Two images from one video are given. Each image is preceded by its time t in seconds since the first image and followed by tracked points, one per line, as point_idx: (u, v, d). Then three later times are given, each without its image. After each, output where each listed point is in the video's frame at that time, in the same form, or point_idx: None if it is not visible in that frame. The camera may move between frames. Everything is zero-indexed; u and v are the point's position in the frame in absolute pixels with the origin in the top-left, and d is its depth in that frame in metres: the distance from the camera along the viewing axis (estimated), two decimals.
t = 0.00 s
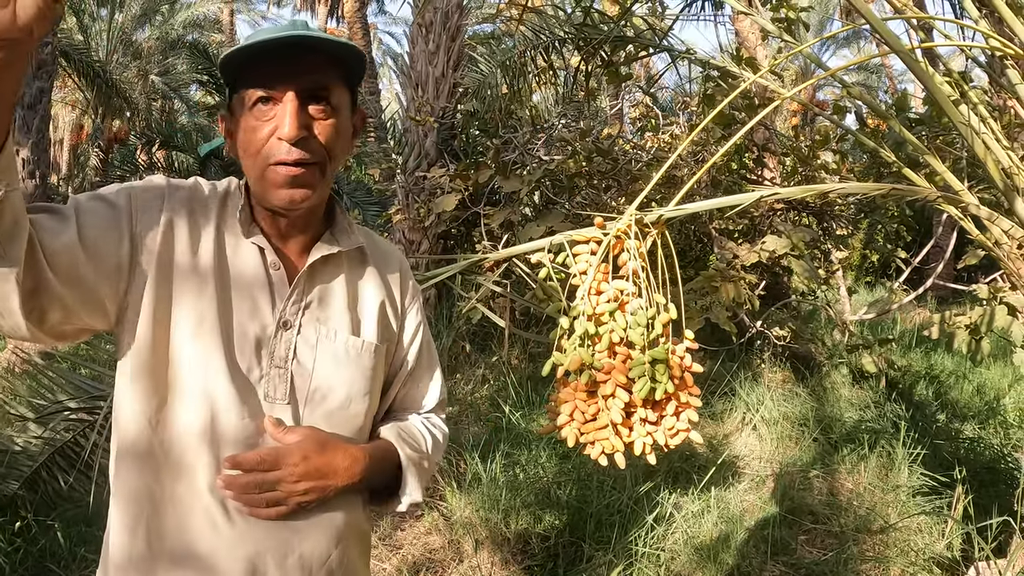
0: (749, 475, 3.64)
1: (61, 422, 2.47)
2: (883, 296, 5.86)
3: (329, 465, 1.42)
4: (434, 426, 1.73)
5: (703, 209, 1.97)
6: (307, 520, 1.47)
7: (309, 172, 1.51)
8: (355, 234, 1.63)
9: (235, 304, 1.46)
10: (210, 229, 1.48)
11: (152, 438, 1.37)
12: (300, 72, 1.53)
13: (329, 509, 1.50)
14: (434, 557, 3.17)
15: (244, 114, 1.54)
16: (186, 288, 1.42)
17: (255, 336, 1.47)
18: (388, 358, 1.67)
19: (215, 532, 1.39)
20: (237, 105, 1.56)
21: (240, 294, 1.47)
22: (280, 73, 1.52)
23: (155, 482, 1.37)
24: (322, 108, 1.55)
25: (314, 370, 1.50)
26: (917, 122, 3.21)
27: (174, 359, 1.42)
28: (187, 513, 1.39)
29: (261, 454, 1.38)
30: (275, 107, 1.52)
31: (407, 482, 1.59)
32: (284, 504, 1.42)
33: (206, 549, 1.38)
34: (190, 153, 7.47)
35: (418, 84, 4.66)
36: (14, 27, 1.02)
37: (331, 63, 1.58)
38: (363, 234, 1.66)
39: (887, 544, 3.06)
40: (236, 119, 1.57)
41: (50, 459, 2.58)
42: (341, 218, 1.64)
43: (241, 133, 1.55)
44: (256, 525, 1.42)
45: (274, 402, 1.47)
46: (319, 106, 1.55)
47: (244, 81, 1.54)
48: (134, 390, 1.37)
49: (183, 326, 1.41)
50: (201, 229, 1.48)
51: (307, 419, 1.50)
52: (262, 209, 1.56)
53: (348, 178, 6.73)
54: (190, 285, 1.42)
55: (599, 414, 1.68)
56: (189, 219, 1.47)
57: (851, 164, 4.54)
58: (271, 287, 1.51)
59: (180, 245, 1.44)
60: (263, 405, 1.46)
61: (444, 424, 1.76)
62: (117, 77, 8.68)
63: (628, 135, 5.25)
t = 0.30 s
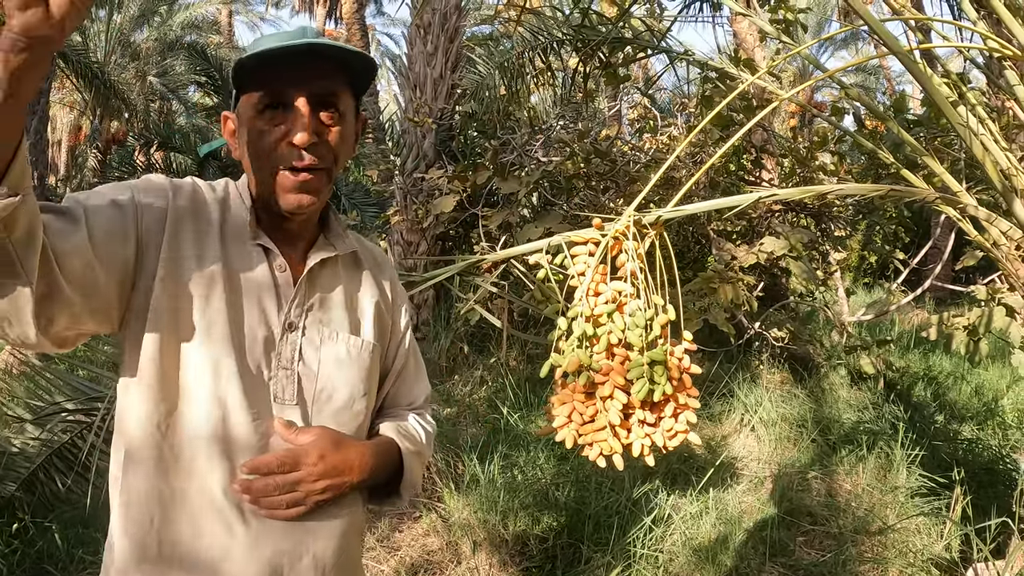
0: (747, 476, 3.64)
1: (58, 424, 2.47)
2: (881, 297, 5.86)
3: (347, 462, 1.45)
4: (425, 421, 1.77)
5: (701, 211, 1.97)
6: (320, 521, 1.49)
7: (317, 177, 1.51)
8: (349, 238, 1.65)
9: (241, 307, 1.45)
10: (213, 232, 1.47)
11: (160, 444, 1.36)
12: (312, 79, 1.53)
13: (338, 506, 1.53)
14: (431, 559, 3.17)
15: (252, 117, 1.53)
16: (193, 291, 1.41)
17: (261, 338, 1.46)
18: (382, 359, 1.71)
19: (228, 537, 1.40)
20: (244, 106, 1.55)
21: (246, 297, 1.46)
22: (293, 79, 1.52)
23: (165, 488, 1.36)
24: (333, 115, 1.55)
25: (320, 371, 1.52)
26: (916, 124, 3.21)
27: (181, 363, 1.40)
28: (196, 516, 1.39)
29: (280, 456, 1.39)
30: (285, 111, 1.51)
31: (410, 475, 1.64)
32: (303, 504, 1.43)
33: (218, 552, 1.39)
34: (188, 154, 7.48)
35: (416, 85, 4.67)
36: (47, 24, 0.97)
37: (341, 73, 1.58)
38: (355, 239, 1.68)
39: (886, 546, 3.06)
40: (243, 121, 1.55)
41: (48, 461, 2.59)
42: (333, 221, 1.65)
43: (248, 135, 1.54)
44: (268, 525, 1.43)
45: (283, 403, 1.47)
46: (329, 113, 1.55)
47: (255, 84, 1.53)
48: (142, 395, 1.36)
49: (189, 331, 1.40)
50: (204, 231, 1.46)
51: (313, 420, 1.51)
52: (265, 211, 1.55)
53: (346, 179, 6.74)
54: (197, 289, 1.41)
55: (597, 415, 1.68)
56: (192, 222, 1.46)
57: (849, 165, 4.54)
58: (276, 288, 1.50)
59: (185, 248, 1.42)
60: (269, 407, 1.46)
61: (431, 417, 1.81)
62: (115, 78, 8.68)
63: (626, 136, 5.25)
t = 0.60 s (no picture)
0: (744, 477, 3.64)
1: (55, 424, 2.43)
2: (879, 299, 5.87)
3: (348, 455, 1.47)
4: (414, 417, 1.80)
5: (696, 212, 1.96)
6: (322, 517, 1.49)
7: (310, 177, 1.51)
8: (342, 238, 1.65)
9: (244, 304, 1.44)
10: (215, 228, 1.46)
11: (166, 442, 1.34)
12: (309, 80, 1.52)
13: (338, 500, 1.53)
14: (428, 560, 3.17)
15: (248, 117, 1.52)
16: (198, 287, 1.39)
17: (264, 334, 1.45)
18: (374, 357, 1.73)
19: (232, 537, 1.38)
20: (241, 106, 1.54)
21: (249, 293, 1.45)
22: (289, 80, 1.51)
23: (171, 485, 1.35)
24: (328, 116, 1.54)
25: (318, 368, 1.52)
26: (913, 125, 3.22)
27: (187, 361, 1.39)
28: (201, 514, 1.38)
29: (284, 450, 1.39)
30: (281, 112, 1.50)
31: (405, 470, 1.66)
32: (307, 499, 1.43)
33: (223, 550, 1.38)
34: (186, 155, 7.48)
35: (413, 86, 4.67)
36: None
37: (338, 74, 1.57)
38: (348, 239, 1.69)
39: (883, 547, 3.06)
40: (239, 120, 1.55)
41: (45, 461, 2.55)
42: (325, 221, 1.65)
43: (244, 134, 1.53)
44: (269, 521, 1.43)
45: (282, 400, 1.46)
46: (325, 114, 1.54)
47: (250, 84, 1.52)
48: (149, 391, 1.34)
49: (194, 327, 1.39)
50: (205, 228, 1.45)
51: (313, 415, 1.51)
52: (260, 210, 1.55)
53: (344, 181, 6.74)
54: (202, 284, 1.40)
55: (593, 416, 1.67)
56: (195, 218, 1.44)
57: (846, 166, 4.55)
58: (275, 284, 1.50)
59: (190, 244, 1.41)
60: (269, 403, 1.45)
61: (421, 415, 1.83)
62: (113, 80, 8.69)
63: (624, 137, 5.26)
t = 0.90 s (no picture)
0: (742, 478, 3.63)
1: (53, 425, 2.45)
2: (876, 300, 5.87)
3: (347, 458, 1.47)
4: (413, 418, 1.80)
5: (694, 214, 1.96)
6: (321, 520, 1.49)
7: (306, 180, 1.50)
8: (340, 240, 1.66)
9: (246, 307, 1.44)
10: (216, 230, 1.45)
11: (170, 445, 1.32)
12: (306, 84, 1.51)
13: (337, 504, 1.53)
14: (425, 562, 3.16)
15: (244, 120, 1.52)
16: (201, 288, 1.38)
17: (265, 337, 1.45)
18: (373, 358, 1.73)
19: (233, 540, 1.38)
20: (237, 109, 1.53)
21: (250, 295, 1.45)
22: (285, 84, 1.50)
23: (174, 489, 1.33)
24: (324, 120, 1.54)
25: (317, 370, 1.51)
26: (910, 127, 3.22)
27: (190, 363, 1.38)
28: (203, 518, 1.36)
29: (288, 453, 1.39)
30: (277, 116, 1.50)
31: (404, 472, 1.66)
32: (307, 503, 1.43)
33: (225, 554, 1.37)
34: (182, 156, 7.48)
35: (410, 87, 4.67)
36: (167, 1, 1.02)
37: (334, 78, 1.57)
38: (345, 241, 1.69)
39: (881, 548, 3.06)
40: (235, 124, 1.54)
41: (43, 462, 2.53)
42: (323, 221, 1.65)
43: (239, 138, 1.52)
44: (269, 524, 1.42)
45: (281, 402, 1.46)
46: (322, 118, 1.54)
47: (247, 88, 1.51)
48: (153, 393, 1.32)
49: (196, 328, 1.38)
50: (207, 229, 1.44)
51: (313, 417, 1.51)
52: (256, 212, 1.54)
53: (341, 182, 6.73)
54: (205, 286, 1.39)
55: (590, 417, 1.66)
56: (197, 220, 1.43)
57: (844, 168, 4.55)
58: (274, 287, 1.49)
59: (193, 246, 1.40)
60: (268, 406, 1.45)
61: (419, 415, 1.84)
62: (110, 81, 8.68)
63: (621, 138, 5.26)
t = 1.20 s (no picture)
0: (739, 479, 3.63)
1: (51, 426, 2.45)
2: (873, 301, 5.87)
3: (349, 459, 1.47)
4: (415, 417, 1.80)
5: (692, 214, 1.96)
6: (323, 521, 1.49)
7: (306, 177, 1.49)
8: (341, 239, 1.65)
9: (248, 306, 1.43)
10: (217, 229, 1.44)
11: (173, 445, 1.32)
12: (308, 81, 1.51)
13: (339, 505, 1.53)
14: (422, 563, 3.15)
15: (246, 117, 1.51)
16: (203, 288, 1.38)
17: (266, 336, 1.45)
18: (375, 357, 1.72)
19: (236, 541, 1.37)
20: (240, 108, 1.53)
21: (252, 294, 1.44)
22: (287, 82, 1.50)
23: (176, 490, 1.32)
24: (327, 119, 1.54)
25: (319, 370, 1.51)
26: (907, 128, 3.23)
27: (192, 363, 1.37)
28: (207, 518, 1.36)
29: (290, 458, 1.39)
30: (279, 113, 1.49)
31: (406, 472, 1.66)
32: (309, 504, 1.43)
33: (228, 554, 1.36)
34: (180, 157, 7.49)
35: (408, 88, 4.68)
36: None
37: (337, 77, 1.57)
38: (346, 241, 1.69)
39: (878, 548, 3.06)
40: (237, 122, 1.53)
41: (41, 462, 2.50)
42: (324, 221, 1.65)
43: (241, 135, 1.52)
44: (272, 525, 1.41)
45: (284, 403, 1.46)
46: (324, 118, 1.54)
47: (249, 85, 1.51)
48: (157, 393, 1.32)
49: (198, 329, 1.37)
50: (208, 228, 1.43)
51: (315, 416, 1.50)
52: (257, 211, 1.53)
53: (339, 183, 6.73)
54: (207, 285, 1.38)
55: (587, 417, 1.67)
56: (198, 219, 1.42)
57: (841, 169, 4.56)
58: (275, 285, 1.49)
59: (195, 245, 1.39)
60: (269, 406, 1.44)
61: (421, 414, 1.83)
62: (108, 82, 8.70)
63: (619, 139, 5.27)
